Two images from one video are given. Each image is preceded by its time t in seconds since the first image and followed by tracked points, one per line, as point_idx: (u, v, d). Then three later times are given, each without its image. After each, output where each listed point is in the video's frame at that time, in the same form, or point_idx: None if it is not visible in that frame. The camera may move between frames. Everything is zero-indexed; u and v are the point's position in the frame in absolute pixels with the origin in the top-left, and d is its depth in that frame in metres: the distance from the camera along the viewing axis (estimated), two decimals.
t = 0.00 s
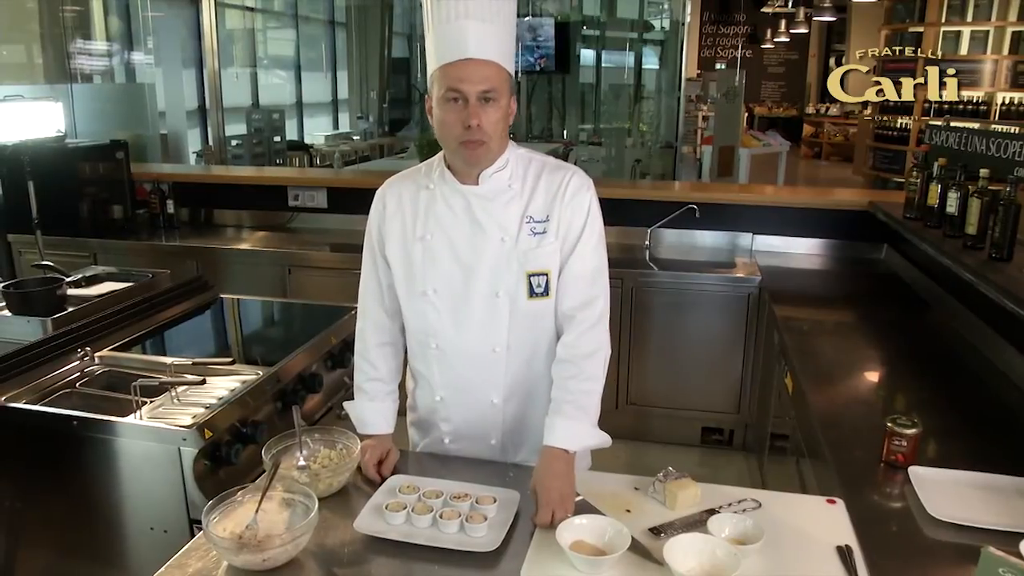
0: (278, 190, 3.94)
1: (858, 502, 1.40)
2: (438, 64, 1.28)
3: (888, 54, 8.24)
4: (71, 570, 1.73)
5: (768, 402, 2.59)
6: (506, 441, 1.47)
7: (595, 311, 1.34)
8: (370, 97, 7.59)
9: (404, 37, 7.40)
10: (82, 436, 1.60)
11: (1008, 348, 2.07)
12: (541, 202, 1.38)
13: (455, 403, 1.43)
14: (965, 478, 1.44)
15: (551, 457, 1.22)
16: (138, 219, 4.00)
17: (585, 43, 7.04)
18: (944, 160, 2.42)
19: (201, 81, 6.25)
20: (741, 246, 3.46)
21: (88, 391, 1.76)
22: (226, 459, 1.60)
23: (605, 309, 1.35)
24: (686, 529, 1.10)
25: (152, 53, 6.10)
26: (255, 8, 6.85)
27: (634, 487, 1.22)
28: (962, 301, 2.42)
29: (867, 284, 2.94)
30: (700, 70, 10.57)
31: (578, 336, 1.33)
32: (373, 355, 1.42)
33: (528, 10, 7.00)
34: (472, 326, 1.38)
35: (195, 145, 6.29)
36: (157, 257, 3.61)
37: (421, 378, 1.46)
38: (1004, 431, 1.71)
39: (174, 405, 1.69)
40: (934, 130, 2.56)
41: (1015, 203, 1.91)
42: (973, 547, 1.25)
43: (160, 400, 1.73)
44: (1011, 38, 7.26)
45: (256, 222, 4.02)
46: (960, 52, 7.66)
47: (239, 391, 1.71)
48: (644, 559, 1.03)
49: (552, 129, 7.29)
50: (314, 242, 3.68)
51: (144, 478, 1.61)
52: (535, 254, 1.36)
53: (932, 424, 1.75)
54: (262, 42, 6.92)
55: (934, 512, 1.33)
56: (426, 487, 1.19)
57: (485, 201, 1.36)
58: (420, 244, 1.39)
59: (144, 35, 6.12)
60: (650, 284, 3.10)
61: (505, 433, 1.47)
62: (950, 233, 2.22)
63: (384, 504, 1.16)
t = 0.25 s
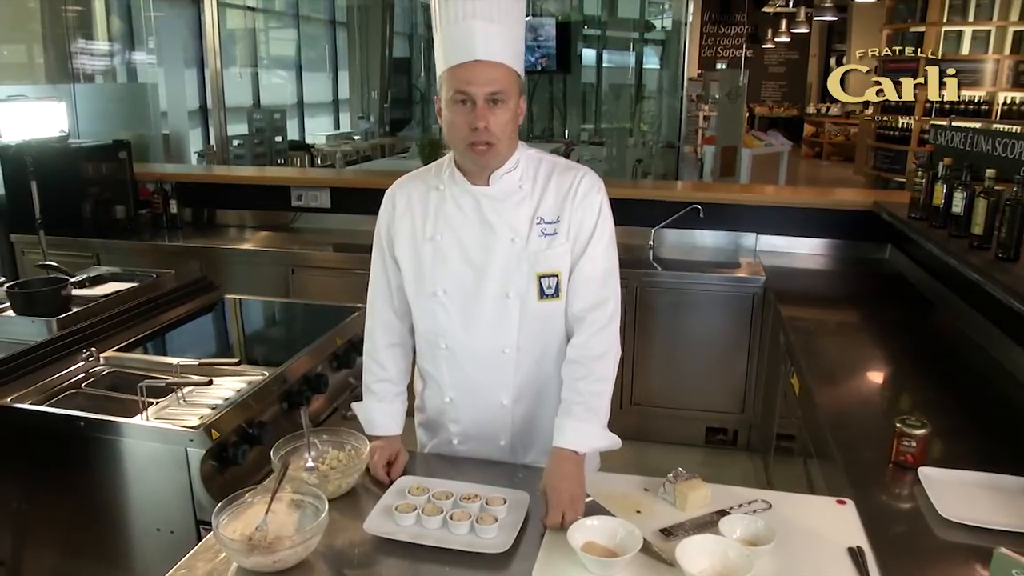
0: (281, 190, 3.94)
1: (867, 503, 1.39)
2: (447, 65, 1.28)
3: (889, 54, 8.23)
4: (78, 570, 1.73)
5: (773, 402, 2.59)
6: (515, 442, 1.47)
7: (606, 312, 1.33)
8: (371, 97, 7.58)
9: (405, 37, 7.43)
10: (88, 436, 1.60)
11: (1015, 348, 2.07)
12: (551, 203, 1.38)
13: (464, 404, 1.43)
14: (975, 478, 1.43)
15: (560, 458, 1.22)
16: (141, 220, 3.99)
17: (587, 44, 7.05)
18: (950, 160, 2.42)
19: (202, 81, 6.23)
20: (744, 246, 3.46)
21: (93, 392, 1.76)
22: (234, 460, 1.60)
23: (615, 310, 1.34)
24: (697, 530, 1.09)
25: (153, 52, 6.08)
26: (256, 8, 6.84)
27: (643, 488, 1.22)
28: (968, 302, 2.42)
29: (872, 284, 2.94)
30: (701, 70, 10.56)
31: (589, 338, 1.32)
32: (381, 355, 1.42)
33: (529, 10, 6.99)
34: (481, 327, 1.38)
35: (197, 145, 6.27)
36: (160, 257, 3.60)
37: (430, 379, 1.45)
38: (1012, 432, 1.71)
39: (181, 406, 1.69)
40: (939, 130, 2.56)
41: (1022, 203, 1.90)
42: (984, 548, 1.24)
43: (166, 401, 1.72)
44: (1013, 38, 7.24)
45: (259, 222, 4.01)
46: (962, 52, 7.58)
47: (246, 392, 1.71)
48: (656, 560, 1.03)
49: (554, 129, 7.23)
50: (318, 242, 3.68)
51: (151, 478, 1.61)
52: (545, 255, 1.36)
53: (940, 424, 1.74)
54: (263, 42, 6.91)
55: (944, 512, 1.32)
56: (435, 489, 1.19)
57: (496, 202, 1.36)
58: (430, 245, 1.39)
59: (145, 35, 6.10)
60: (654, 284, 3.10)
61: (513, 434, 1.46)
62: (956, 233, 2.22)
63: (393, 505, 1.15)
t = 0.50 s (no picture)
0: (284, 190, 3.94)
1: (879, 504, 1.39)
2: (457, 63, 1.28)
3: (890, 54, 8.23)
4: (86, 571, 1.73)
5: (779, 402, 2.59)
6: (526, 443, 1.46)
7: (617, 312, 1.33)
8: (372, 96, 7.58)
9: (406, 38, 7.46)
10: (96, 437, 1.60)
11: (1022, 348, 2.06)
12: (562, 203, 1.37)
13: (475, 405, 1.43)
14: (987, 480, 1.43)
15: (572, 460, 1.21)
16: (144, 219, 3.99)
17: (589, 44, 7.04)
18: (955, 160, 2.42)
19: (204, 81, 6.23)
20: (748, 246, 3.45)
21: (101, 393, 1.76)
22: (242, 461, 1.59)
23: (627, 311, 1.34)
24: (710, 532, 1.09)
25: (155, 52, 6.08)
26: (257, 8, 6.83)
27: (655, 489, 1.21)
28: (975, 302, 2.42)
29: (877, 284, 2.94)
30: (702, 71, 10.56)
31: (600, 338, 1.32)
32: (392, 356, 1.42)
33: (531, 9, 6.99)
34: (492, 327, 1.38)
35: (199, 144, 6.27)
36: (164, 257, 3.60)
37: (440, 380, 1.45)
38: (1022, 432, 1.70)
39: (189, 408, 1.68)
40: (944, 131, 2.56)
41: None
42: (998, 549, 1.24)
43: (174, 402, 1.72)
44: (1015, 38, 7.24)
45: (262, 223, 4.01)
46: (963, 52, 7.59)
47: (254, 393, 1.70)
48: (670, 562, 1.02)
49: (555, 129, 7.18)
50: (322, 242, 3.68)
51: (158, 480, 1.60)
52: (557, 255, 1.35)
53: (950, 425, 1.74)
54: (265, 41, 6.91)
55: (957, 514, 1.32)
56: (447, 490, 1.18)
57: (506, 202, 1.36)
58: (440, 245, 1.39)
59: (147, 35, 6.09)
60: (659, 285, 3.10)
61: (524, 435, 1.46)
62: (963, 234, 2.21)
63: (405, 507, 1.15)
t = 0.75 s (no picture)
0: (288, 190, 3.94)
1: (890, 505, 1.38)
2: (469, 66, 1.27)
3: (892, 54, 8.23)
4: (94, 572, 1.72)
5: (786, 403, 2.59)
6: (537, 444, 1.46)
7: (629, 313, 1.33)
8: (373, 97, 7.57)
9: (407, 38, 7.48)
10: (104, 438, 1.59)
11: None
12: (574, 203, 1.37)
13: (486, 406, 1.43)
14: (999, 481, 1.42)
15: (584, 461, 1.21)
16: (148, 220, 3.99)
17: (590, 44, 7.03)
18: (962, 160, 2.41)
19: (206, 81, 6.22)
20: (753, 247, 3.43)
21: (107, 394, 1.75)
22: (250, 462, 1.59)
23: (639, 312, 1.34)
24: (723, 534, 1.09)
25: (157, 53, 6.07)
26: (259, 8, 6.82)
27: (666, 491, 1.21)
28: (981, 302, 2.41)
29: (883, 284, 2.93)
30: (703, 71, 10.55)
31: (612, 339, 1.32)
32: (403, 357, 1.41)
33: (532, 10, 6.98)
34: (504, 328, 1.37)
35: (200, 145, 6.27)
36: (168, 258, 3.60)
37: (451, 380, 1.45)
38: None
39: (196, 409, 1.68)
40: (951, 131, 2.55)
41: None
42: (1011, 551, 1.23)
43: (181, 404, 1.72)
44: (1017, 38, 7.23)
45: (266, 223, 4.01)
46: (965, 52, 7.59)
47: (261, 395, 1.70)
48: (683, 564, 1.02)
49: (556, 130, 7.13)
50: (326, 243, 3.67)
51: (166, 481, 1.60)
52: (569, 256, 1.35)
53: (959, 425, 1.74)
54: (266, 42, 6.90)
55: (969, 514, 1.31)
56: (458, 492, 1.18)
57: (518, 202, 1.36)
58: (452, 246, 1.39)
59: (148, 35, 6.08)
60: (664, 285, 3.09)
61: (534, 437, 1.46)
62: (970, 234, 2.21)
63: (417, 509, 1.15)
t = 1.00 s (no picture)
0: (289, 190, 3.93)
1: (899, 506, 1.38)
2: (481, 66, 1.27)
3: (891, 54, 8.23)
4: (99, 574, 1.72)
5: (790, 403, 2.58)
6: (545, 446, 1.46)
7: (641, 316, 1.33)
8: (372, 97, 7.57)
9: (406, 38, 7.49)
10: (109, 440, 1.59)
11: None
12: (586, 205, 1.37)
13: (494, 407, 1.42)
14: (1008, 481, 1.42)
15: (594, 462, 1.21)
16: (148, 220, 3.98)
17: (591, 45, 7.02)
18: (965, 160, 2.41)
19: (205, 81, 6.21)
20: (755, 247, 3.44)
21: (112, 396, 1.76)
22: (256, 463, 1.59)
23: (650, 314, 1.34)
24: (734, 535, 1.08)
25: (156, 53, 6.06)
26: (258, 8, 6.82)
27: (675, 492, 1.21)
28: (985, 302, 2.41)
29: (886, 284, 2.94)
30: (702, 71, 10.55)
31: (623, 341, 1.31)
32: (413, 359, 1.41)
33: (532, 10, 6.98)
34: (514, 329, 1.37)
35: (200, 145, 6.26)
36: (169, 258, 3.59)
37: (460, 382, 1.44)
38: None
39: (201, 410, 1.68)
40: (954, 131, 2.55)
41: None
42: (1021, 551, 1.23)
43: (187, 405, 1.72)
44: (1016, 38, 7.23)
45: (266, 223, 4.01)
46: (964, 52, 7.60)
47: (266, 396, 1.70)
48: (694, 566, 1.02)
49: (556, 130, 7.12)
50: (328, 243, 3.67)
51: (171, 482, 1.59)
52: (580, 257, 1.35)
53: (967, 425, 1.74)
54: (265, 42, 6.89)
55: (978, 515, 1.31)
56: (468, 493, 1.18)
57: (530, 203, 1.35)
58: (463, 247, 1.38)
59: (148, 35, 6.07)
60: (668, 285, 3.09)
61: (542, 438, 1.45)
62: (974, 234, 2.21)
63: (426, 511, 1.15)
